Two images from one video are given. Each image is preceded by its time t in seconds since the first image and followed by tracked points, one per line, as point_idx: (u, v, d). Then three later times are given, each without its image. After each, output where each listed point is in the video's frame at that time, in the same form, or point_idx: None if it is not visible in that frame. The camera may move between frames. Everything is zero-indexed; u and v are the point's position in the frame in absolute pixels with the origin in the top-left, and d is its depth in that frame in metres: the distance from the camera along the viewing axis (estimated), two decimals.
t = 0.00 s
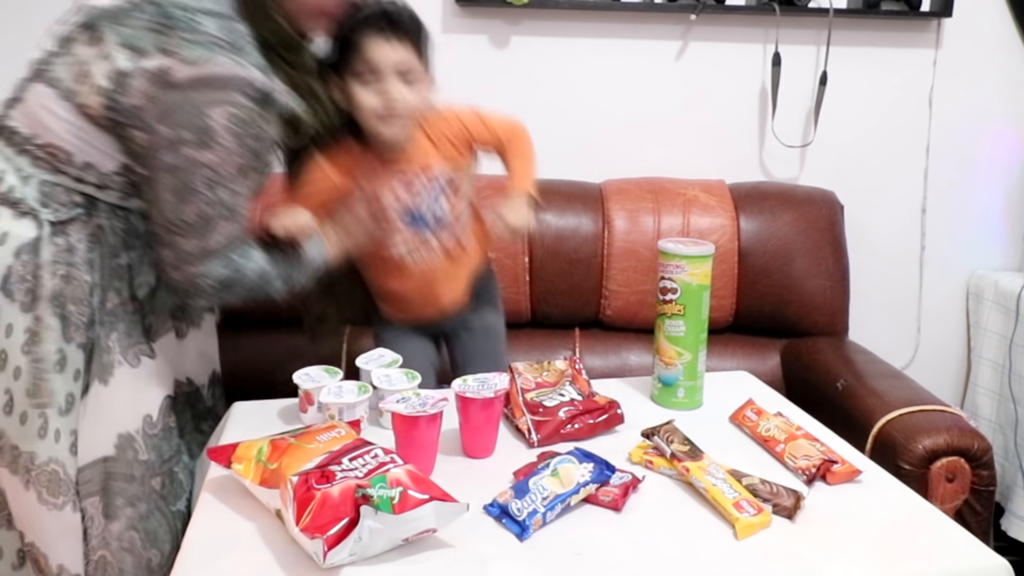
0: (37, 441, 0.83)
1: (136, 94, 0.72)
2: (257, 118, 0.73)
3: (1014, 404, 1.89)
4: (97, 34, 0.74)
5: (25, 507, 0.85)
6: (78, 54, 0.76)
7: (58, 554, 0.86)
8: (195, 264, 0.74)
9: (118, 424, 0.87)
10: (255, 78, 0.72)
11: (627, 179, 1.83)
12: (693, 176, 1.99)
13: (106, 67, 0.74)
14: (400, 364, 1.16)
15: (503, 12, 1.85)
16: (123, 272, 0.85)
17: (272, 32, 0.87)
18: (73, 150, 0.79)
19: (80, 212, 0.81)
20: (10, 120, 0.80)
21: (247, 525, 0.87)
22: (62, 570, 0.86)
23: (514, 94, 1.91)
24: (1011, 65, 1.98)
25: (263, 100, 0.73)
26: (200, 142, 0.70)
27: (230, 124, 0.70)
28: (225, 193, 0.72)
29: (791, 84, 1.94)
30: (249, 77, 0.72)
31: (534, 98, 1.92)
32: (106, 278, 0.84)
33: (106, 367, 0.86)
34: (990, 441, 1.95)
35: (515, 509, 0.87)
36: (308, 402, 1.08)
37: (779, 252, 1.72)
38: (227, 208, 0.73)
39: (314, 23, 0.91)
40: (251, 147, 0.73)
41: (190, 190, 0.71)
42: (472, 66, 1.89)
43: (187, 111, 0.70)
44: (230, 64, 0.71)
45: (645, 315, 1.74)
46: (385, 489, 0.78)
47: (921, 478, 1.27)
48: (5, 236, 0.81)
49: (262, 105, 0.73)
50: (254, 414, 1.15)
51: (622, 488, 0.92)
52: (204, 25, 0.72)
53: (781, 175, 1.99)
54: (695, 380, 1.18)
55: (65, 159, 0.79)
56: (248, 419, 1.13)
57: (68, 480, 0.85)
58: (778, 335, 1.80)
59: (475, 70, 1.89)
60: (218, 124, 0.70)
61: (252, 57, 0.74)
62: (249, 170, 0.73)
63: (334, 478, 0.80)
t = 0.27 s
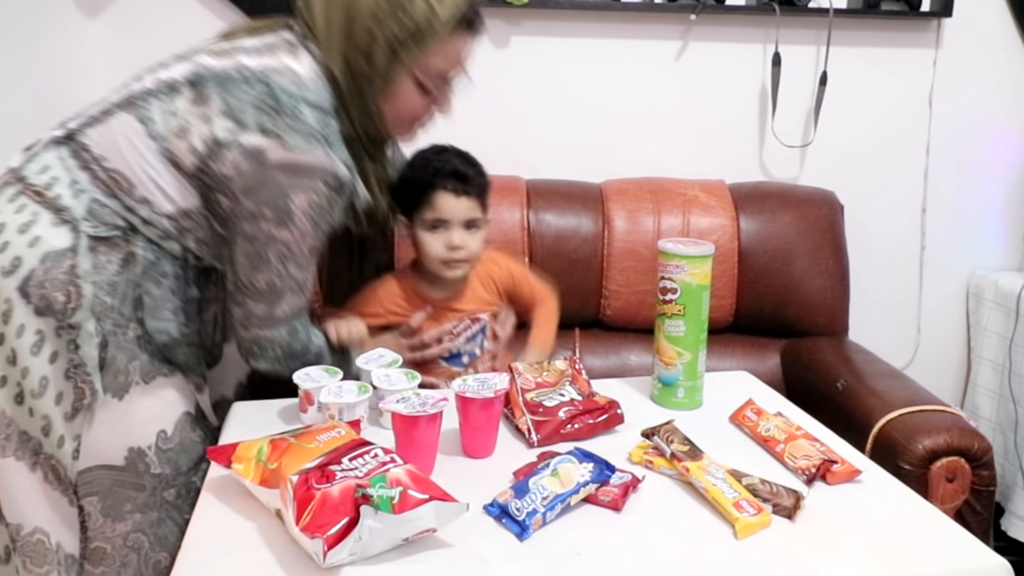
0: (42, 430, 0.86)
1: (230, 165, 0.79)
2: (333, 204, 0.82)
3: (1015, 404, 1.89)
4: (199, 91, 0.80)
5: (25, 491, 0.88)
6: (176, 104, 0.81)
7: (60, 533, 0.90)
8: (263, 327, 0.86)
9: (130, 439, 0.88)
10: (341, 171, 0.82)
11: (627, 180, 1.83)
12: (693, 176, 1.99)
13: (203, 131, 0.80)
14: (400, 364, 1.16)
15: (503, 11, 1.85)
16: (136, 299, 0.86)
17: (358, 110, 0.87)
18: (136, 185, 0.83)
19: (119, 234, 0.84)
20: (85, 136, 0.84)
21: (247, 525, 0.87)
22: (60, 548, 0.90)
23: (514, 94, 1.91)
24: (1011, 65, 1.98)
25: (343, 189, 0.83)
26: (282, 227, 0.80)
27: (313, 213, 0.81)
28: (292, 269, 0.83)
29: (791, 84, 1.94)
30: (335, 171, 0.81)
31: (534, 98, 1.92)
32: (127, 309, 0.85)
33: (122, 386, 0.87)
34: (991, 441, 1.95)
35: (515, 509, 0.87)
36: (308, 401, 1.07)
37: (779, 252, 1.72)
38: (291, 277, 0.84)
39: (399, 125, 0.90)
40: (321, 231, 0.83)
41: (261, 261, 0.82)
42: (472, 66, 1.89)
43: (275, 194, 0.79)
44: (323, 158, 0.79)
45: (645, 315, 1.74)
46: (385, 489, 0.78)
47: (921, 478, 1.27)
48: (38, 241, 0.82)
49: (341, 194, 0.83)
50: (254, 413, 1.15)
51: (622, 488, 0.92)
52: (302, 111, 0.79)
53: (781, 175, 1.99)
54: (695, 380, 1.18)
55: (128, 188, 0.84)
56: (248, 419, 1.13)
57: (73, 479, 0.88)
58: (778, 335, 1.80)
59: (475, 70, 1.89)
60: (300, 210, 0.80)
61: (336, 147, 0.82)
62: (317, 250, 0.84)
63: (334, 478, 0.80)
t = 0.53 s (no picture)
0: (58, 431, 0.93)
1: (254, 172, 0.86)
2: (354, 202, 0.91)
3: (1014, 403, 1.89)
4: (223, 104, 0.87)
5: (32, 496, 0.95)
6: (197, 113, 0.88)
7: (70, 523, 0.96)
8: (288, 322, 0.93)
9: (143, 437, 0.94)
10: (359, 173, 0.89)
11: (627, 179, 1.83)
12: (693, 176, 1.99)
13: (227, 141, 0.87)
14: (400, 364, 1.14)
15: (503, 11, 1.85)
16: (156, 302, 0.93)
17: (372, 105, 0.95)
18: (157, 192, 0.91)
19: (138, 240, 0.91)
20: (104, 144, 0.91)
21: (247, 525, 0.87)
22: (70, 537, 0.97)
23: (515, 95, 1.91)
24: (1011, 65, 1.98)
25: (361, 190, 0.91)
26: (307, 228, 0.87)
27: (334, 212, 0.88)
28: (318, 262, 0.90)
29: (792, 84, 1.94)
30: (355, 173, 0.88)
31: (534, 99, 1.92)
32: (145, 310, 0.92)
33: (136, 384, 0.93)
34: (991, 441, 1.95)
35: (515, 509, 0.87)
36: (308, 402, 1.08)
37: (779, 252, 1.72)
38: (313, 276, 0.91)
39: (411, 135, 0.99)
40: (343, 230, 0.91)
41: (287, 259, 0.89)
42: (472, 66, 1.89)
43: (300, 199, 0.86)
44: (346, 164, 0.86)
45: (645, 315, 1.74)
46: (385, 489, 0.78)
47: (922, 478, 1.27)
48: (59, 243, 0.89)
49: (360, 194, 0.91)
50: (253, 413, 1.15)
51: (622, 488, 0.92)
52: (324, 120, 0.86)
53: (781, 175, 1.99)
54: (695, 380, 1.18)
55: (150, 196, 0.91)
56: (247, 419, 1.13)
57: (85, 477, 0.94)
58: (778, 335, 1.80)
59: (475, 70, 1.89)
60: (324, 213, 0.87)
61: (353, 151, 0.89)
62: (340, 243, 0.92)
63: (334, 477, 0.80)
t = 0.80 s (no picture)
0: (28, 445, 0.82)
1: (181, 113, 0.70)
2: (286, 144, 0.72)
3: (1015, 403, 1.89)
4: (149, 61, 0.72)
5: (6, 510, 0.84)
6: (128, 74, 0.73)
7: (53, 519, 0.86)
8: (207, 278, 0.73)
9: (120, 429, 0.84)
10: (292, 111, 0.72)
11: (627, 179, 1.83)
12: (693, 176, 1.99)
13: (154, 88, 0.72)
14: (400, 364, 1.16)
15: (503, 12, 1.85)
16: (135, 284, 0.81)
17: (308, 38, 0.77)
18: (107, 165, 0.76)
19: (100, 223, 0.78)
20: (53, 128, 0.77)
21: (247, 525, 0.87)
22: (54, 534, 0.87)
23: (515, 94, 1.91)
24: (1011, 65, 1.98)
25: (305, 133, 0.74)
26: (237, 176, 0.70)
27: (261, 150, 0.70)
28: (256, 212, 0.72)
29: (792, 84, 1.94)
30: (287, 111, 0.71)
31: (534, 99, 1.92)
32: (116, 293, 0.80)
33: (113, 371, 0.82)
34: (991, 441, 1.95)
35: (515, 509, 0.87)
36: (308, 401, 1.08)
37: (779, 252, 1.72)
38: (241, 212, 0.71)
39: (354, 79, 0.83)
40: (280, 173, 0.72)
41: (214, 208, 0.71)
42: (472, 66, 1.89)
43: (224, 134, 0.69)
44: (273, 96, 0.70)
45: (645, 315, 1.74)
46: (385, 489, 0.78)
47: (922, 478, 1.27)
48: (21, 233, 0.76)
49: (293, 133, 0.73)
50: (253, 413, 1.15)
51: (622, 488, 0.92)
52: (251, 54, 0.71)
53: (781, 176, 1.99)
54: (695, 380, 1.18)
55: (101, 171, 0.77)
56: (248, 419, 1.13)
57: (64, 471, 0.83)
58: (778, 335, 1.80)
59: (475, 70, 1.89)
60: (252, 149, 0.70)
61: (291, 89, 0.73)
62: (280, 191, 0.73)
63: (334, 477, 0.80)
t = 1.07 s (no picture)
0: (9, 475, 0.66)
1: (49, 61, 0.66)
2: (152, 122, 0.67)
3: (1015, 403, 1.89)
4: (49, 34, 0.69)
5: None
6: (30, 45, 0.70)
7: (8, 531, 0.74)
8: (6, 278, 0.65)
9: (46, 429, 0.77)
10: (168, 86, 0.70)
11: (627, 179, 1.83)
12: (693, 176, 1.99)
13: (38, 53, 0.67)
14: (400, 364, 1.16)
15: (503, 11, 1.85)
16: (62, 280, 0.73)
17: (230, 40, 0.77)
18: None
19: None
20: None
21: (248, 526, 0.87)
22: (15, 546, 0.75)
23: (515, 94, 1.91)
24: (1012, 65, 1.98)
25: (175, 114, 0.70)
26: (81, 156, 0.63)
27: (116, 108, 0.65)
28: (72, 194, 0.65)
29: (791, 84, 1.94)
30: (163, 86, 0.69)
31: (534, 98, 1.92)
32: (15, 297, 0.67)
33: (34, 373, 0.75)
34: (991, 441, 1.95)
35: (516, 509, 0.87)
36: (308, 402, 1.08)
37: (779, 252, 1.72)
38: (63, 171, 0.64)
39: (274, 73, 0.80)
40: (134, 151, 0.66)
41: (37, 174, 0.63)
42: (472, 66, 1.89)
43: (88, 79, 0.65)
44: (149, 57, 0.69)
45: (645, 315, 1.74)
46: (385, 488, 0.78)
47: (921, 478, 1.27)
48: None
49: (165, 115, 0.69)
50: (254, 414, 1.15)
51: (622, 489, 0.92)
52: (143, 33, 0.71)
53: (781, 176, 2.00)
54: (695, 380, 1.18)
55: None
56: (248, 419, 1.13)
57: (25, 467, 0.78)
58: (778, 335, 1.81)
59: (475, 70, 1.89)
60: (113, 100, 0.65)
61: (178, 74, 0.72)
62: (121, 178, 0.67)
63: (334, 477, 0.80)
